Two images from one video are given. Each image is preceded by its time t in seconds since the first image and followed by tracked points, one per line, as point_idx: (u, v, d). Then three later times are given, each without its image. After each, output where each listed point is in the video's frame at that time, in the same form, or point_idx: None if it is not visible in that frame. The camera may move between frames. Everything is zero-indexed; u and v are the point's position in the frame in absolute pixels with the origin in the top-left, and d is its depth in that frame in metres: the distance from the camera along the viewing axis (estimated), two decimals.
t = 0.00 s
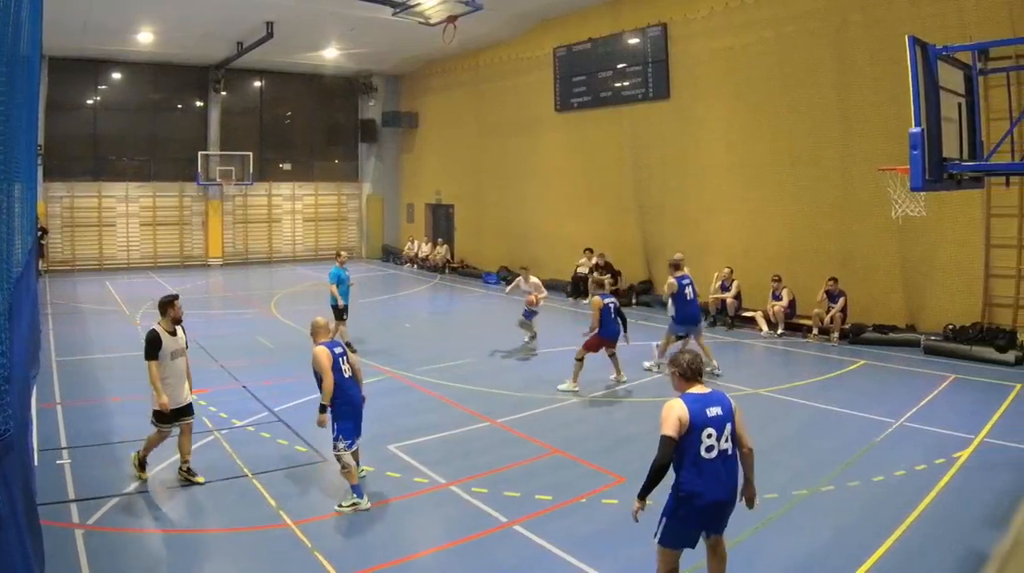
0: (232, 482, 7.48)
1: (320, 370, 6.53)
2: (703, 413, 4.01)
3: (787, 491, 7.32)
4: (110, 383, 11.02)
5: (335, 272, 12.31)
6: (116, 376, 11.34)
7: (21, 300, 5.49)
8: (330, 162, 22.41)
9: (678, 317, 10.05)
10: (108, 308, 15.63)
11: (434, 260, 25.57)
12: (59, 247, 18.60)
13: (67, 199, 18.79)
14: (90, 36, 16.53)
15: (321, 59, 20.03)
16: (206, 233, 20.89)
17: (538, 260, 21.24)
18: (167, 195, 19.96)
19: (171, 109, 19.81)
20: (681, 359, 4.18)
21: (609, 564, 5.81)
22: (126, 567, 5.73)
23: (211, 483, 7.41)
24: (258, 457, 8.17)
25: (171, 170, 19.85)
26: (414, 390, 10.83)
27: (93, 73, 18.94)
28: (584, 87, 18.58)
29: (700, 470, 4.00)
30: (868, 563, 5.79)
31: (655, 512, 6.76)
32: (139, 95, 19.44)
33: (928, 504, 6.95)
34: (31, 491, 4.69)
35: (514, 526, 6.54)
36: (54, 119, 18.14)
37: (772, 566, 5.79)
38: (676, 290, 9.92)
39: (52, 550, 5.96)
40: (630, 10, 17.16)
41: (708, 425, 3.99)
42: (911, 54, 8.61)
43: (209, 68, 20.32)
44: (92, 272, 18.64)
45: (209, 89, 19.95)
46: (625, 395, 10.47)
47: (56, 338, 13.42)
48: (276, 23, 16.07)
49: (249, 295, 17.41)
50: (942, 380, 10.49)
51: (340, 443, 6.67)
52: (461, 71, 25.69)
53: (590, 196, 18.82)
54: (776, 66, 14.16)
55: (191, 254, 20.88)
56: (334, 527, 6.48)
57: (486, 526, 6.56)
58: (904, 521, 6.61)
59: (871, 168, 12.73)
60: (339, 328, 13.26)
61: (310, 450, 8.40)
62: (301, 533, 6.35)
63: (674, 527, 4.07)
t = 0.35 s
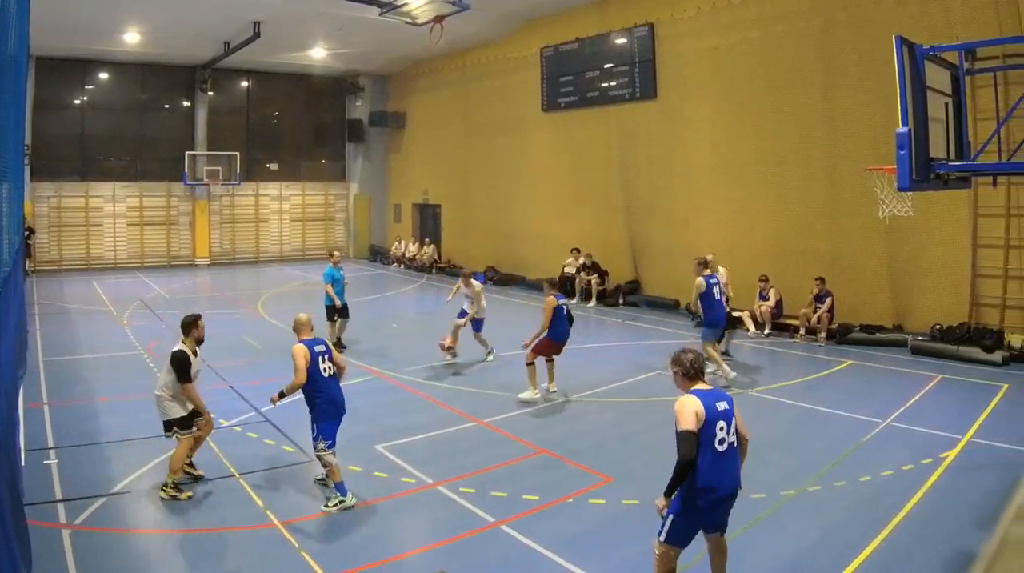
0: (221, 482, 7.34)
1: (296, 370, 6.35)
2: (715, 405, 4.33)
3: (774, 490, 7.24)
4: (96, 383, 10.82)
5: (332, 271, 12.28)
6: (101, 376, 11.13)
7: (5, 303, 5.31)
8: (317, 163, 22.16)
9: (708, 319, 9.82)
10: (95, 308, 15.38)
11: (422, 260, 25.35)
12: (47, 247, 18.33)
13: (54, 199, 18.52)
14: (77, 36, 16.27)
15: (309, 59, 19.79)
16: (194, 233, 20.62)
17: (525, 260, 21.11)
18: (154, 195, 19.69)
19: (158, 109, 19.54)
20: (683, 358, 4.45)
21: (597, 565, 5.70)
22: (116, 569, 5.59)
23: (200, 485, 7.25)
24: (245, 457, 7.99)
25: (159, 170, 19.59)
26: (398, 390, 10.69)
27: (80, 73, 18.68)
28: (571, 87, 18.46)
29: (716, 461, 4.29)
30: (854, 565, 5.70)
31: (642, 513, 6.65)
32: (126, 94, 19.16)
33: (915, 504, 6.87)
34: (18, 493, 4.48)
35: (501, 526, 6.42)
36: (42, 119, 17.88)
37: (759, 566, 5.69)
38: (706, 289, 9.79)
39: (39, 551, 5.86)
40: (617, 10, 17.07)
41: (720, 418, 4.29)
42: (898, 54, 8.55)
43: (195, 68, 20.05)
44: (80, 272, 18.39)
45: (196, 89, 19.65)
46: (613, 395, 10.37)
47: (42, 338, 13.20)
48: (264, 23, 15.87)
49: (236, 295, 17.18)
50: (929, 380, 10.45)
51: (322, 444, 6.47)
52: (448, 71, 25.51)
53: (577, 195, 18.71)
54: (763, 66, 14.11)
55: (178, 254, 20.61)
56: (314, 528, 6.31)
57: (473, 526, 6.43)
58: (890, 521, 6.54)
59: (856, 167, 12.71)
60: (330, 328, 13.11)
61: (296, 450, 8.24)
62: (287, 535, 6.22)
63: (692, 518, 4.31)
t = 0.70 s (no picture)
0: (209, 483, 7.25)
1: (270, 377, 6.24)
2: (698, 411, 4.22)
3: (762, 490, 7.17)
4: (83, 383, 10.65)
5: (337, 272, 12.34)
6: (88, 376, 10.96)
7: None
8: (305, 162, 21.93)
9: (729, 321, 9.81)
10: (82, 308, 15.18)
11: (410, 260, 25.13)
12: (34, 247, 18.11)
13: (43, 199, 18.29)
14: (64, 36, 16.05)
15: (297, 59, 19.56)
16: (182, 233, 20.38)
17: (514, 259, 20.99)
18: (142, 194, 19.47)
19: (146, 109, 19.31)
20: (668, 364, 4.36)
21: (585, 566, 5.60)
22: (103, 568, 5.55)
23: (188, 485, 7.18)
24: (233, 457, 7.91)
25: (147, 170, 19.35)
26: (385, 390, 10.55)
27: (68, 74, 18.46)
28: (559, 87, 18.34)
29: (699, 468, 4.21)
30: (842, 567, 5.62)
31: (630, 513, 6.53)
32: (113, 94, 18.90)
33: (902, 504, 6.79)
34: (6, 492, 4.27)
35: (489, 526, 6.32)
36: (30, 119, 17.67)
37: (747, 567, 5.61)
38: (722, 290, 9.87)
39: (27, 550, 5.80)
40: (604, 9, 16.98)
41: (705, 425, 4.20)
42: (887, 54, 8.50)
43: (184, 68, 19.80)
44: (68, 272, 18.17)
45: (184, 89, 19.41)
46: (603, 394, 10.27)
47: (30, 338, 13.01)
48: (252, 23, 15.68)
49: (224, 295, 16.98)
50: (918, 381, 10.40)
51: (286, 446, 6.23)
52: (436, 71, 25.32)
53: (565, 195, 18.62)
54: (751, 66, 14.05)
55: (166, 254, 20.37)
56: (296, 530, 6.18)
57: (460, 526, 6.34)
58: (879, 520, 6.47)
59: (844, 167, 12.67)
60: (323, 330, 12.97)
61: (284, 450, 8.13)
62: (276, 533, 6.17)
63: (676, 525, 4.22)
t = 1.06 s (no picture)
0: (197, 482, 7.14)
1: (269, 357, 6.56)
2: (686, 413, 4.12)
3: (750, 490, 7.09)
4: (70, 383, 10.46)
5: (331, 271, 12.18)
6: (74, 375, 10.77)
7: None
8: (292, 162, 21.67)
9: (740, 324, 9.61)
10: (68, 308, 14.95)
11: (397, 260, 24.92)
12: (21, 246, 17.87)
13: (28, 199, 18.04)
14: (49, 36, 15.81)
15: (284, 59, 19.31)
16: (169, 232, 20.12)
17: (502, 258, 20.85)
18: (129, 194, 19.22)
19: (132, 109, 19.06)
20: (651, 367, 4.26)
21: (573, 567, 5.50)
22: (90, 567, 5.43)
23: (175, 484, 7.07)
24: (221, 457, 7.77)
25: (133, 170, 19.10)
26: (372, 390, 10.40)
27: (54, 74, 18.24)
28: (547, 87, 18.23)
29: (691, 471, 4.09)
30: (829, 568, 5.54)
31: (617, 513, 6.43)
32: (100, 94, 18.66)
33: (889, 505, 6.73)
34: None
35: (476, 526, 6.22)
36: (17, 119, 17.46)
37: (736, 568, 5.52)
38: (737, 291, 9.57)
39: (16, 549, 5.69)
40: (591, 8, 16.88)
41: (693, 426, 4.09)
42: (873, 54, 8.44)
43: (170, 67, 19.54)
44: (54, 272, 17.94)
45: (170, 89, 19.16)
46: (592, 394, 10.17)
47: (16, 337, 12.79)
48: (239, 23, 15.47)
49: (211, 295, 16.76)
50: (905, 380, 10.35)
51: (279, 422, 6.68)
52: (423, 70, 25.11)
53: (552, 194, 18.51)
54: (738, 67, 14.00)
55: (153, 254, 20.11)
56: (280, 530, 6.06)
57: (447, 526, 6.24)
58: (866, 521, 6.40)
59: (831, 167, 12.63)
60: (311, 329, 12.82)
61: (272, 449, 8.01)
62: (263, 534, 6.04)
63: (668, 531, 4.10)
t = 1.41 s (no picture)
0: (187, 480, 7.07)
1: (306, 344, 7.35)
2: (685, 410, 4.02)
3: (736, 490, 7.04)
4: (57, 383, 10.28)
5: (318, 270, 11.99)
6: (61, 375, 10.60)
7: None
8: (280, 162, 21.43)
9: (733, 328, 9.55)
10: (56, 308, 14.74)
11: (385, 260, 24.75)
12: (8, 246, 17.66)
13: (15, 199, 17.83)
14: (37, 36, 15.60)
15: (272, 60, 19.08)
16: (157, 232, 19.89)
17: (490, 258, 20.73)
18: (117, 194, 19.00)
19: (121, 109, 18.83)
20: (645, 367, 4.11)
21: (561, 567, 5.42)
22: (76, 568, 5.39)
23: (163, 484, 6.97)
24: (210, 457, 7.65)
25: (122, 170, 18.88)
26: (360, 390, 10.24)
27: (43, 74, 18.03)
28: (535, 87, 18.13)
29: (693, 466, 4.01)
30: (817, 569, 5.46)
31: (604, 514, 6.33)
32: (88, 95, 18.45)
33: (877, 505, 6.66)
34: None
35: (464, 526, 6.12)
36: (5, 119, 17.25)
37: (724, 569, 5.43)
38: (734, 294, 9.48)
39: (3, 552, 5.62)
40: (580, 8, 16.79)
41: (692, 422, 4.01)
42: (862, 54, 8.39)
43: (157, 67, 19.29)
44: (42, 272, 17.72)
45: (159, 89, 18.95)
46: (582, 394, 10.06)
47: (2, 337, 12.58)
48: (227, 23, 15.29)
49: (200, 295, 16.56)
50: (893, 380, 10.30)
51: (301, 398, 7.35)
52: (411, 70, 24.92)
53: (540, 194, 18.41)
54: (726, 66, 13.95)
55: (141, 254, 19.88)
56: (269, 531, 6.00)
57: (435, 526, 6.13)
58: (853, 521, 6.34)
59: (819, 166, 12.59)
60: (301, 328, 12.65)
61: (260, 449, 7.91)
62: (251, 534, 5.97)
63: (671, 527, 4.02)
